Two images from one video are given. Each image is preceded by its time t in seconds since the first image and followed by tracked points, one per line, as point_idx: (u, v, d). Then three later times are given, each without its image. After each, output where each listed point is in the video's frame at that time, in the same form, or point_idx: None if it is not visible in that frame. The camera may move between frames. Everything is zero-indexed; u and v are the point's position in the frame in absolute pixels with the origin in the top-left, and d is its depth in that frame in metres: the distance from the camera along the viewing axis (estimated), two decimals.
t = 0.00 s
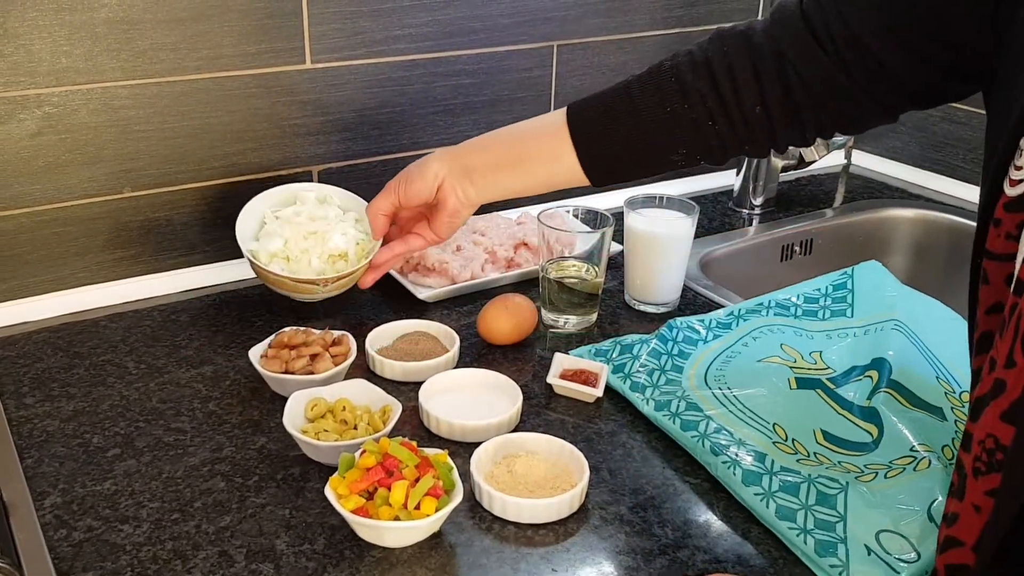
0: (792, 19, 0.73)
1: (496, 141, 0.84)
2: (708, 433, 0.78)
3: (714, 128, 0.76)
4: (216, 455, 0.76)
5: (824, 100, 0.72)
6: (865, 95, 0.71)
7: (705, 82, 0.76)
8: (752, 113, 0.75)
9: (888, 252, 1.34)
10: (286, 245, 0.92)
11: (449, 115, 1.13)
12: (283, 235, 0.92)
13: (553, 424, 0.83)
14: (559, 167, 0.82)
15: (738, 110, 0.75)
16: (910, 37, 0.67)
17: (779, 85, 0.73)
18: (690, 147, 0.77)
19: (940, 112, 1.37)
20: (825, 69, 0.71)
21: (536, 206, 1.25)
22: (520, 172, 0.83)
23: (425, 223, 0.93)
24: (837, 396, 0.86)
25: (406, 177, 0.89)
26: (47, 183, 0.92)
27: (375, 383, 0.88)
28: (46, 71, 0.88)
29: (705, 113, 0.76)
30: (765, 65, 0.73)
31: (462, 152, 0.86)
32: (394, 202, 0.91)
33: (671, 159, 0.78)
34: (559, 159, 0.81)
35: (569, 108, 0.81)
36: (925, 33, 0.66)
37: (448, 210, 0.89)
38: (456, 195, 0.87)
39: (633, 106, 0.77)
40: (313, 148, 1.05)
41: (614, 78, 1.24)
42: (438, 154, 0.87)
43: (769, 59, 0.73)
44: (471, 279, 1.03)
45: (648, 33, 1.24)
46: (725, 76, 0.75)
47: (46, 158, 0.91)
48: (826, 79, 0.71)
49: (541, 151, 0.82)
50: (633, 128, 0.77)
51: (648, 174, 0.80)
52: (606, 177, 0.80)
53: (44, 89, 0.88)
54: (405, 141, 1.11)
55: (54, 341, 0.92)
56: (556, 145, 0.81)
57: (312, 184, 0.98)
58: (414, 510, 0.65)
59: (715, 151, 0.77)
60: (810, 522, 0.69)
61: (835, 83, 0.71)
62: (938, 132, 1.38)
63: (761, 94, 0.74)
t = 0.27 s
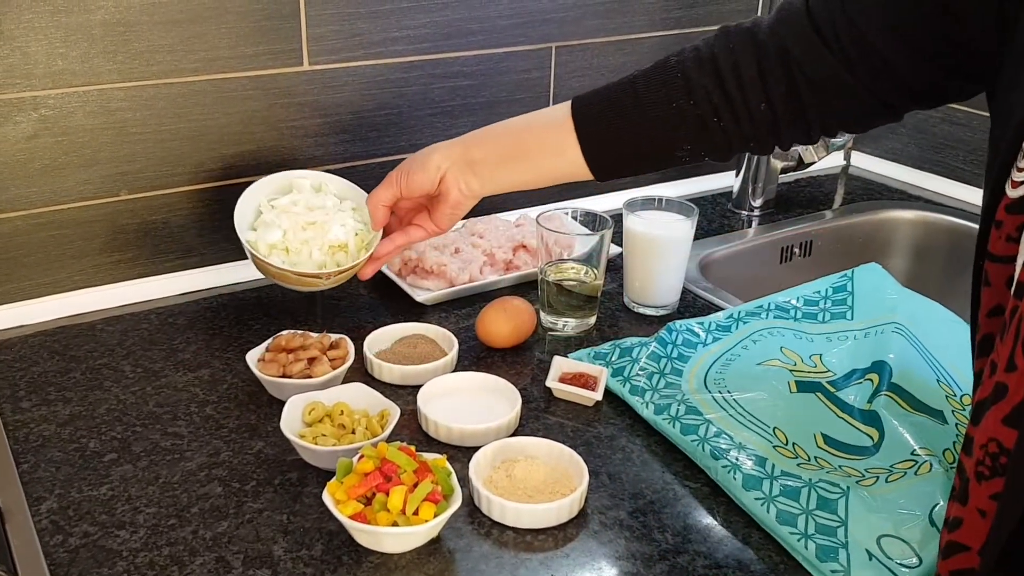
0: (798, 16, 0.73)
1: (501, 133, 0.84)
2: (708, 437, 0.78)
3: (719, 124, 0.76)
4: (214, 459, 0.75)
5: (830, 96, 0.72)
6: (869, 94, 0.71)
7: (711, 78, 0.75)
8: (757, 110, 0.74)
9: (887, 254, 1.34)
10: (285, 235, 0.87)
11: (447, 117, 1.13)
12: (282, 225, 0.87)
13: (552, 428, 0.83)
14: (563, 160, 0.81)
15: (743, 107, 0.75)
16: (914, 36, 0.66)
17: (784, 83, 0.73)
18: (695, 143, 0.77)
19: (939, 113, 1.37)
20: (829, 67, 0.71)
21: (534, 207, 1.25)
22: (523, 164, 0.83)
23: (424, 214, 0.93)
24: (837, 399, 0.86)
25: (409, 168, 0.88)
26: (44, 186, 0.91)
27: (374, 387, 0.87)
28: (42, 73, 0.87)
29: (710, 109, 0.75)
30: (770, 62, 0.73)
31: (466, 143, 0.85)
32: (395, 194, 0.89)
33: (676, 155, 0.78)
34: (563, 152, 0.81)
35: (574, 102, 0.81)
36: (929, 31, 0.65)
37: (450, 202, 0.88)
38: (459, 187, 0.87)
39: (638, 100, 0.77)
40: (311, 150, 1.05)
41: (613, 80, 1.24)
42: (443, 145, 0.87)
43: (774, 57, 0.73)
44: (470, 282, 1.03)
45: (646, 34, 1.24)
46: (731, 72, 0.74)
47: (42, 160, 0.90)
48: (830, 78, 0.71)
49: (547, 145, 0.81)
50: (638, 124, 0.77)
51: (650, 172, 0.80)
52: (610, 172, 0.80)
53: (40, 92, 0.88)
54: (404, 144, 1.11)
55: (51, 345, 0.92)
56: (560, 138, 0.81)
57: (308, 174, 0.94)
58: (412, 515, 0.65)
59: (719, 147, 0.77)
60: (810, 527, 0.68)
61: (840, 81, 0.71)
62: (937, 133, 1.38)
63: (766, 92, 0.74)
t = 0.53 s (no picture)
0: (804, 16, 0.72)
1: (503, 131, 0.84)
2: (709, 441, 0.78)
3: (724, 124, 0.75)
4: (212, 463, 0.75)
5: (835, 96, 0.71)
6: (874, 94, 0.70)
7: (717, 78, 0.75)
8: (763, 111, 0.74)
9: (889, 256, 1.33)
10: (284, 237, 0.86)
11: (448, 119, 1.12)
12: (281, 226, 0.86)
13: (552, 431, 0.83)
14: (565, 159, 0.81)
15: (749, 107, 0.74)
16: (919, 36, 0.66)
17: (789, 83, 0.72)
18: (701, 143, 0.77)
19: (941, 114, 1.36)
20: (834, 67, 0.70)
21: (535, 209, 1.24)
22: (527, 163, 0.83)
23: (426, 213, 0.93)
24: (839, 402, 0.85)
25: (411, 167, 0.87)
26: (43, 187, 0.91)
27: (373, 390, 0.87)
28: (41, 75, 0.87)
29: (715, 110, 0.75)
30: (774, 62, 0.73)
31: (469, 142, 0.85)
32: (397, 192, 0.88)
33: (680, 155, 0.78)
34: (565, 152, 0.81)
35: (577, 101, 0.80)
36: (934, 32, 0.65)
37: (452, 200, 0.88)
38: (461, 185, 0.87)
39: (643, 99, 0.77)
40: (312, 152, 1.05)
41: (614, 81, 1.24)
42: (445, 144, 0.86)
43: (778, 57, 0.73)
44: (470, 284, 1.02)
45: (648, 35, 1.23)
46: (737, 72, 0.74)
47: (41, 162, 0.90)
48: (836, 78, 0.71)
49: (551, 144, 0.81)
50: (643, 124, 0.77)
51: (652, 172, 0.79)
52: (612, 172, 0.80)
53: (39, 93, 0.87)
54: (404, 145, 1.11)
55: (50, 347, 0.91)
56: (563, 138, 0.81)
57: (304, 174, 0.94)
58: (412, 519, 0.64)
59: (723, 148, 0.77)
60: (812, 531, 0.68)
61: (844, 82, 0.70)
62: (939, 135, 1.38)
63: (771, 92, 0.73)
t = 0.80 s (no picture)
0: (807, 15, 0.72)
1: (505, 131, 0.84)
2: (710, 439, 0.78)
3: (728, 124, 0.75)
4: (212, 461, 0.75)
5: (838, 96, 0.71)
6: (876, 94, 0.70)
7: (720, 77, 0.75)
8: (766, 111, 0.74)
9: (889, 255, 1.33)
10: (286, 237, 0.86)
11: (447, 117, 1.12)
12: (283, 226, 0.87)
13: (552, 430, 0.83)
14: (566, 159, 0.81)
15: (754, 107, 0.74)
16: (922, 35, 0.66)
17: (793, 83, 0.72)
18: (704, 143, 0.77)
19: (941, 113, 1.36)
20: (837, 67, 0.70)
21: (535, 208, 1.24)
22: (527, 163, 0.83)
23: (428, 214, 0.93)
24: (839, 400, 0.85)
25: (414, 166, 0.88)
26: (42, 186, 0.91)
27: (373, 388, 0.87)
28: (41, 73, 0.87)
29: (719, 110, 0.75)
30: (777, 62, 0.73)
31: (471, 142, 0.85)
32: (398, 190, 0.90)
33: (683, 155, 0.78)
34: (565, 153, 0.81)
35: (580, 101, 0.80)
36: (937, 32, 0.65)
37: (453, 200, 0.88)
38: (462, 186, 0.87)
39: (647, 98, 0.77)
40: (312, 150, 1.05)
41: (614, 80, 1.24)
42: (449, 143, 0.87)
43: (781, 56, 0.73)
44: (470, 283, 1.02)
45: (647, 34, 1.23)
46: (740, 72, 0.74)
47: (40, 160, 0.90)
48: (839, 77, 0.71)
49: (551, 144, 0.81)
50: (646, 124, 0.77)
51: (654, 172, 0.79)
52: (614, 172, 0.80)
53: (39, 91, 0.87)
54: (404, 144, 1.11)
55: (49, 345, 0.91)
56: (565, 137, 0.81)
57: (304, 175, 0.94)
58: (412, 517, 0.64)
59: (726, 148, 0.77)
60: (812, 529, 0.68)
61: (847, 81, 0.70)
62: (939, 134, 1.38)
63: (775, 91, 0.73)
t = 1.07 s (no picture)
0: (806, 14, 0.73)
1: (505, 130, 0.84)
2: (707, 436, 0.78)
3: (727, 123, 0.76)
4: (213, 456, 0.75)
5: (839, 96, 0.72)
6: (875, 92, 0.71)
7: (719, 76, 0.75)
8: (766, 110, 0.75)
9: (887, 254, 1.34)
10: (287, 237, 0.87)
11: (447, 116, 1.13)
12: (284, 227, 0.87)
13: (550, 426, 0.83)
14: (567, 158, 0.81)
15: (753, 108, 0.75)
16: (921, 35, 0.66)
17: (793, 83, 0.73)
18: (704, 142, 0.77)
19: (939, 113, 1.37)
20: (837, 66, 0.71)
21: (534, 206, 1.25)
22: (527, 161, 0.84)
23: (428, 211, 0.94)
24: (836, 397, 0.86)
25: (414, 164, 0.88)
26: (43, 183, 0.92)
27: (373, 385, 0.87)
28: (42, 71, 0.87)
29: (719, 108, 0.75)
30: (776, 61, 0.73)
31: (471, 140, 0.86)
32: (398, 188, 0.90)
33: (683, 154, 0.79)
34: (566, 151, 0.81)
35: (580, 100, 0.81)
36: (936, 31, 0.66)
37: (453, 198, 0.89)
38: (462, 184, 0.87)
39: (648, 97, 0.77)
40: (312, 148, 1.05)
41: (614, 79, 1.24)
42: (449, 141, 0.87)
43: (780, 55, 0.73)
44: (469, 281, 1.03)
45: (647, 34, 1.24)
46: (739, 71, 0.74)
47: (41, 158, 0.90)
48: (838, 76, 0.71)
49: (551, 142, 0.81)
50: (647, 123, 0.77)
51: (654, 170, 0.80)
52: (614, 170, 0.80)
53: (41, 89, 0.88)
54: (404, 142, 1.11)
55: (51, 342, 0.92)
56: (566, 136, 0.81)
57: (304, 175, 0.94)
58: (412, 512, 0.65)
59: (726, 147, 0.77)
60: (809, 525, 0.68)
61: (847, 82, 0.71)
62: (937, 134, 1.38)
63: (774, 91, 0.74)
